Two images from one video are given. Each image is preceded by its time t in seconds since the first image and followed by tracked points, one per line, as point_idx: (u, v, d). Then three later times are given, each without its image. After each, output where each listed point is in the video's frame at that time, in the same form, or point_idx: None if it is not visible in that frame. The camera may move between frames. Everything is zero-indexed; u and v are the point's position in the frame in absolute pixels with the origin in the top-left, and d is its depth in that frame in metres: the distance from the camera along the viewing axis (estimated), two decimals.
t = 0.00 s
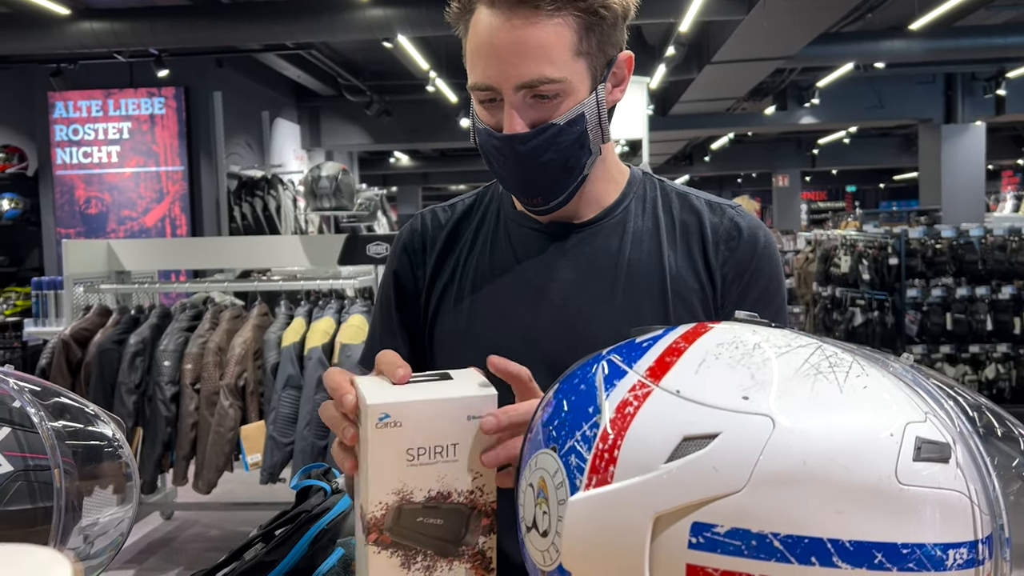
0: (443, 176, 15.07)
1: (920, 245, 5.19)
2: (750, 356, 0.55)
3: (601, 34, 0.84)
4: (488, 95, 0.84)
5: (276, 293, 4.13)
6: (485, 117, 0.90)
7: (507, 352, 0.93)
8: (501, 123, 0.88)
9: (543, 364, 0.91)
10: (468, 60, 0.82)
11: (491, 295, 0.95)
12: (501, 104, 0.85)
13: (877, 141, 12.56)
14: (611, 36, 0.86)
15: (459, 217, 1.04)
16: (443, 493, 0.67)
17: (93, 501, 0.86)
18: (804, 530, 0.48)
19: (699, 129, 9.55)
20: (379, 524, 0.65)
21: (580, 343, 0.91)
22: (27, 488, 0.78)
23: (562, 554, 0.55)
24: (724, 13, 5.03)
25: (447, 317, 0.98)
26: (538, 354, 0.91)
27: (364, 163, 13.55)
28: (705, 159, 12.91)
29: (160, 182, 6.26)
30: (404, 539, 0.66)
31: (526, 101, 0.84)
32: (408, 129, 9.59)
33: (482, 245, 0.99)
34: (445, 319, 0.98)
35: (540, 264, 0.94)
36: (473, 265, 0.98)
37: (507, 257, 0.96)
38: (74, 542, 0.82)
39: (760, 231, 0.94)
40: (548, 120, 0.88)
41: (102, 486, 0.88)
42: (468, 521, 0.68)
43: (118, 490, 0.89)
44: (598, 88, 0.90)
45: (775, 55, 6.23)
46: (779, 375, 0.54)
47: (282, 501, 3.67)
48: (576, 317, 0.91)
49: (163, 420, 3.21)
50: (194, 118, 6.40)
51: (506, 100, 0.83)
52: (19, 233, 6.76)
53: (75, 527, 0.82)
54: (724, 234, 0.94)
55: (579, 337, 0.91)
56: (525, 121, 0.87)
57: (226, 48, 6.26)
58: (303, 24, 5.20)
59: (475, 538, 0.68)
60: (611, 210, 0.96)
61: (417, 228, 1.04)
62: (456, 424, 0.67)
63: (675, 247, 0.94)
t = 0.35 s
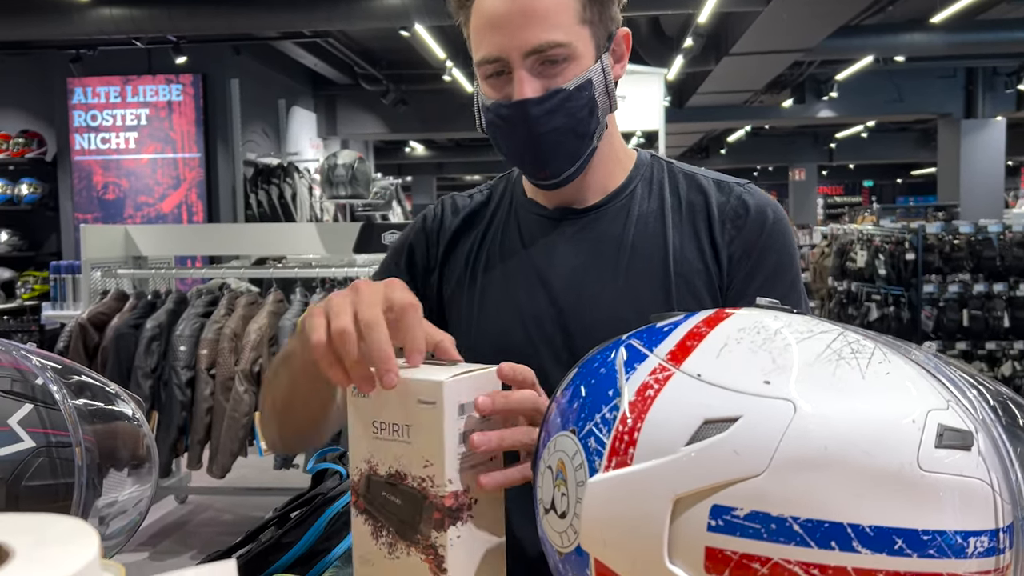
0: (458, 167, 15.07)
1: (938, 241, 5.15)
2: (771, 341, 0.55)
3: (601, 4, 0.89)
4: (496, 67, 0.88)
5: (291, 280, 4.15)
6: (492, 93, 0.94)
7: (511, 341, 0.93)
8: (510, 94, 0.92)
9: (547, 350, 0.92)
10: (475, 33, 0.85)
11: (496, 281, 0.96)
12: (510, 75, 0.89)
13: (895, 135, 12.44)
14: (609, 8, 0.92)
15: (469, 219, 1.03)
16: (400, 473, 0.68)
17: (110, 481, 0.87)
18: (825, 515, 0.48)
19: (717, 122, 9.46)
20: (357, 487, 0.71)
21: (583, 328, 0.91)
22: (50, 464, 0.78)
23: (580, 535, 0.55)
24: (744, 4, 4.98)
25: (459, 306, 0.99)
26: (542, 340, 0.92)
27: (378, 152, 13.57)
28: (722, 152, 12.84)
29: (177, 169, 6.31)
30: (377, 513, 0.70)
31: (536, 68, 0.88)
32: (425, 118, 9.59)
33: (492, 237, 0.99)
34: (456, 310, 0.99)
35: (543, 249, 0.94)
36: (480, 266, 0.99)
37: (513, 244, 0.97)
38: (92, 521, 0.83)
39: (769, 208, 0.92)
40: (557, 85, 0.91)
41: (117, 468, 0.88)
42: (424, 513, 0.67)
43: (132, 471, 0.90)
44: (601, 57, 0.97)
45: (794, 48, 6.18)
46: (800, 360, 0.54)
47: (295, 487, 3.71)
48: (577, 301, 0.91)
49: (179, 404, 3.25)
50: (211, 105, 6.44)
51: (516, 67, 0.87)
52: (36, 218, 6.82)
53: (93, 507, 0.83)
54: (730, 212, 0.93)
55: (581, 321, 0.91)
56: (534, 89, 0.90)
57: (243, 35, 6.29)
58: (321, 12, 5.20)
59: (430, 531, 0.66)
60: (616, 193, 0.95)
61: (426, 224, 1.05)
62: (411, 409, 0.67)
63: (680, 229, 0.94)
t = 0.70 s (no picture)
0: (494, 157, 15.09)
1: (983, 242, 5.06)
2: (843, 316, 0.57)
3: None
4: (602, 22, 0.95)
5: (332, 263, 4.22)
6: (585, 56, 1.01)
7: (577, 313, 1.02)
8: (606, 54, 0.99)
9: (611, 324, 1.01)
10: None
11: (568, 255, 1.05)
12: (607, 33, 0.98)
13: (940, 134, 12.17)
14: None
15: (536, 176, 1.11)
16: (460, 436, 0.72)
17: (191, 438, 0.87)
18: (896, 484, 0.49)
19: (759, 117, 9.32)
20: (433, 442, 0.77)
21: (647, 308, 0.99)
22: (131, 421, 0.79)
23: (651, 496, 0.57)
24: None
25: (530, 266, 1.10)
26: (606, 314, 1.01)
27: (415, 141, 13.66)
28: (761, 148, 12.67)
29: (220, 152, 6.43)
30: (447, 469, 0.75)
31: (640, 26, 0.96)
32: (463, 108, 9.61)
33: (564, 205, 1.07)
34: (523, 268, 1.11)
35: (617, 229, 1.01)
36: (549, 227, 1.08)
37: (586, 221, 1.04)
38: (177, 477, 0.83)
39: (840, 210, 0.98)
40: (653, 46, 0.99)
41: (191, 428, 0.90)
42: (473, 476, 0.70)
43: (210, 429, 0.89)
44: (694, 27, 1.04)
45: (841, 42, 6.07)
46: (872, 335, 0.55)
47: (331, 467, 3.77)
48: (645, 283, 0.99)
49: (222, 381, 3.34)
50: (255, 90, 6.54)
51: (615, 24, 0.96)
52: (84, 198, 6.98)
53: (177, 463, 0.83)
54: (800, 211, 0.99)
55: (647, 300, 0.99)
56: (631, 48, 0.98)
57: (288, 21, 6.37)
58: None
59: (476, 495, 0.69)
60: (690, 181, 1.01)
61: (499, 171, 1.14)
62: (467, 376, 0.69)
63: (751, 221, 1.00)
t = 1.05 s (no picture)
0: (543, 179, 15.18)
1: None
2: (903, 343, 0.58)
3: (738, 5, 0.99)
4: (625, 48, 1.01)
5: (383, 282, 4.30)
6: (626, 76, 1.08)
7: (638, 332, 1.05)
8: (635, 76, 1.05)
9: (672, 345, 1.02)
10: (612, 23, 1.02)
11: (630, 276, 1.08)
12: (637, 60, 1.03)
13: (1001, 156, 11.82)
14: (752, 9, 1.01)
15: (606, 196, 1.16)
16: (518, 458, 0.74)
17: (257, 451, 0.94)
18: (956, 511, 0.50)
19: (812, 138, 9.21)
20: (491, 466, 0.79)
21: (709, 328, 1.01)
22: (209, 433, 0.84)
23: (712, 517, 0.59)
24: (846, 18, 4.87)
25: (593, 283, 1.13)
26: (666, 335, 1.03)
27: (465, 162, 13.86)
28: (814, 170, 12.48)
29: (277, 173, 6.65)
30: (505, 492, 0.77)
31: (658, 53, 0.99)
32: (513, 130, 9.72)
33: (630, 224, 1.11)
34: (586, 287, 1.14)
35: (679, 250, 1.04)
36: (614, 250, 1.11)
37: (648, 241, 1.07)
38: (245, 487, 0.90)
39: (911, 235, 0.99)
40: (673, 72, 1.01)
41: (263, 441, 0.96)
42: (531, 497, 0.72)
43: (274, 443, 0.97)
44: (732, 53, 1.02)
45: (897, 64, 5.97)
46: (930, 363, 0.56)
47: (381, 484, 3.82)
48: (708, 305, 1.01)
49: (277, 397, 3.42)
50: (311, 113, 6.74)
51: (640, 53, 1.01)
52: (146, 216, 7.27)
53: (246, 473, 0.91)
54: (870, 235, 1.00)
55: (710, 321, 1.01)
56: (652, 72, 1.02)
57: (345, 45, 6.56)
58: (420, 24, 5.38)
59: (534, 516, 0.71)
60: (756, 203, 1.02)
61: (570, 192, 1.19)
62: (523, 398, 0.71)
63: (818, 245, 1.01)
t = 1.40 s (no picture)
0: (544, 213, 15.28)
1: None
2: (900, 378, 0.58)
3: (755, 53, 0.92)
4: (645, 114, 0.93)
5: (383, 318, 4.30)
6: (642, 139, 0.99)
7: (644, 362, 1.04)
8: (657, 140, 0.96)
9: (679, 375, 1.02)
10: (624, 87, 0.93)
11: (636, 308, 1.07)
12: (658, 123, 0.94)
13: (998, 187, 11.91)
14: (766, 53, 0.94)
15: (616, 223, 1.17)
16: (516, 496, 0.74)
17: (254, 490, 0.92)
18: (958, 546, 0.50)
19: (809, 171, 9.29)
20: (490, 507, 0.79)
21: (716, 359, 1.00)
22: (207, 473, 0.84)
23: (712, 554, 0.58)
24: (839, 52, 4.95)
25: (602, 313, 1.13)
26: (672, 367, 1.02)
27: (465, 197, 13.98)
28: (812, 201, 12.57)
29: (277, 210, 6.70)
30: (503, 531, 0.76)
31: (680, 117, 0.92)
32: (512, 165, 9.82)
33: (638, 254, 1.11)
34: (594, 314, 1.15)
35: (689, 281, 1.04)
36: (621, 278, 1.12)
37: (657, 273, 1.07)
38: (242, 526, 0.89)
39: (919, 272, 0.99)
40: (700, 133, 0.95)
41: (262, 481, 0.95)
42: (530, 535, 0.71)
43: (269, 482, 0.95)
44: (753, 104, 0.97)
45: (890, 97, 6.07)
46: (928, 397, 0.56)
47: (382, 522, 3.78)
48: (715, 336, 1.01)
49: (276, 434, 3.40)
50: (311, 150, 6.81)
51: (661, 118, 0.92)
52: (147, 254, 7.30)
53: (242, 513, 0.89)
54: (878, 271, 1.00)
55: (717, 353, 1.00)
56: (678, 135, 0.94)
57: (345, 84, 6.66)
58: (419, 62, 5.46)
59: (534, 554, 0.70)
60: (765, 239, 1.03)
61: (580, 217, 1.21)
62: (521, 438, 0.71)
63: (825, 279, 1.01)
